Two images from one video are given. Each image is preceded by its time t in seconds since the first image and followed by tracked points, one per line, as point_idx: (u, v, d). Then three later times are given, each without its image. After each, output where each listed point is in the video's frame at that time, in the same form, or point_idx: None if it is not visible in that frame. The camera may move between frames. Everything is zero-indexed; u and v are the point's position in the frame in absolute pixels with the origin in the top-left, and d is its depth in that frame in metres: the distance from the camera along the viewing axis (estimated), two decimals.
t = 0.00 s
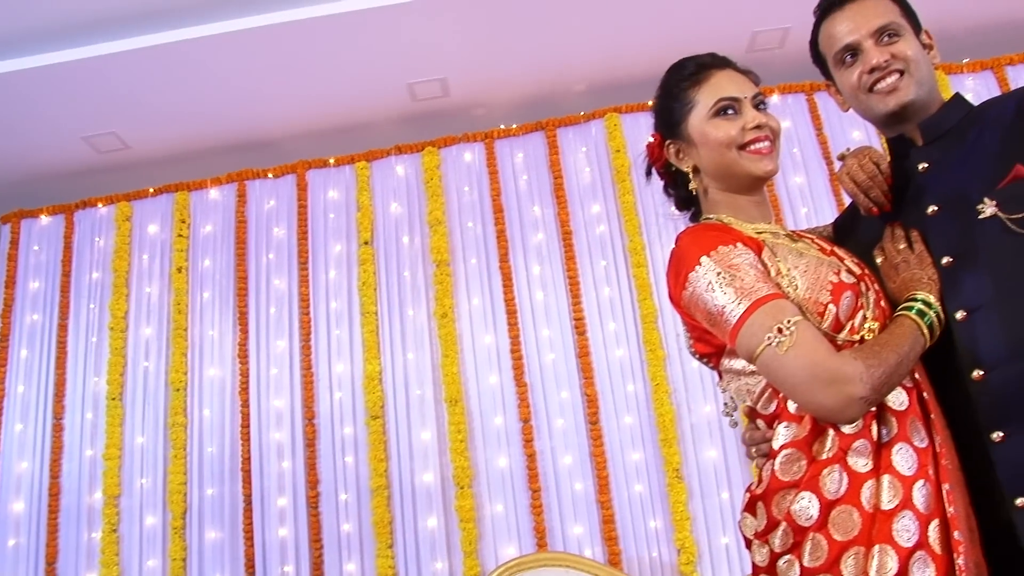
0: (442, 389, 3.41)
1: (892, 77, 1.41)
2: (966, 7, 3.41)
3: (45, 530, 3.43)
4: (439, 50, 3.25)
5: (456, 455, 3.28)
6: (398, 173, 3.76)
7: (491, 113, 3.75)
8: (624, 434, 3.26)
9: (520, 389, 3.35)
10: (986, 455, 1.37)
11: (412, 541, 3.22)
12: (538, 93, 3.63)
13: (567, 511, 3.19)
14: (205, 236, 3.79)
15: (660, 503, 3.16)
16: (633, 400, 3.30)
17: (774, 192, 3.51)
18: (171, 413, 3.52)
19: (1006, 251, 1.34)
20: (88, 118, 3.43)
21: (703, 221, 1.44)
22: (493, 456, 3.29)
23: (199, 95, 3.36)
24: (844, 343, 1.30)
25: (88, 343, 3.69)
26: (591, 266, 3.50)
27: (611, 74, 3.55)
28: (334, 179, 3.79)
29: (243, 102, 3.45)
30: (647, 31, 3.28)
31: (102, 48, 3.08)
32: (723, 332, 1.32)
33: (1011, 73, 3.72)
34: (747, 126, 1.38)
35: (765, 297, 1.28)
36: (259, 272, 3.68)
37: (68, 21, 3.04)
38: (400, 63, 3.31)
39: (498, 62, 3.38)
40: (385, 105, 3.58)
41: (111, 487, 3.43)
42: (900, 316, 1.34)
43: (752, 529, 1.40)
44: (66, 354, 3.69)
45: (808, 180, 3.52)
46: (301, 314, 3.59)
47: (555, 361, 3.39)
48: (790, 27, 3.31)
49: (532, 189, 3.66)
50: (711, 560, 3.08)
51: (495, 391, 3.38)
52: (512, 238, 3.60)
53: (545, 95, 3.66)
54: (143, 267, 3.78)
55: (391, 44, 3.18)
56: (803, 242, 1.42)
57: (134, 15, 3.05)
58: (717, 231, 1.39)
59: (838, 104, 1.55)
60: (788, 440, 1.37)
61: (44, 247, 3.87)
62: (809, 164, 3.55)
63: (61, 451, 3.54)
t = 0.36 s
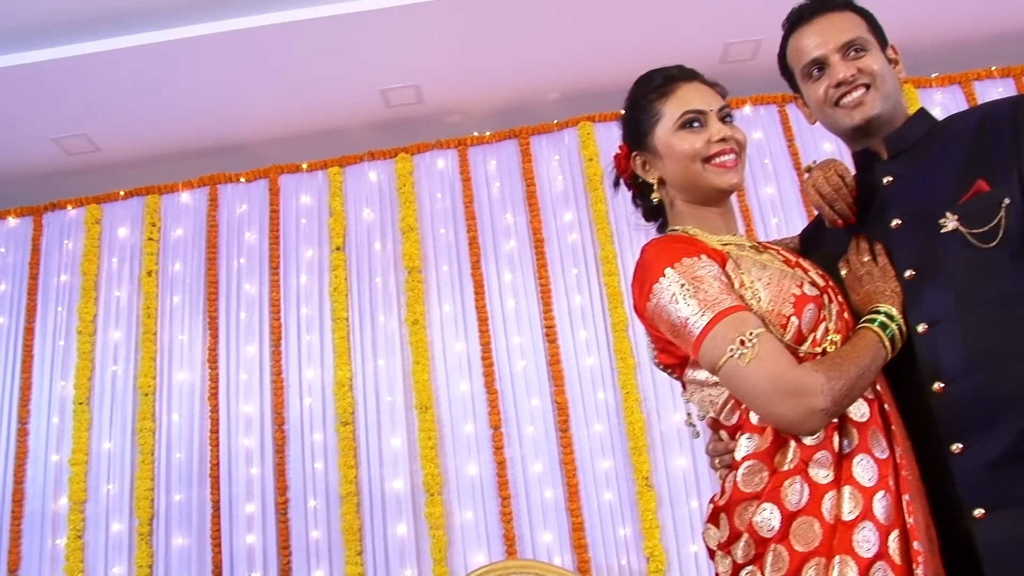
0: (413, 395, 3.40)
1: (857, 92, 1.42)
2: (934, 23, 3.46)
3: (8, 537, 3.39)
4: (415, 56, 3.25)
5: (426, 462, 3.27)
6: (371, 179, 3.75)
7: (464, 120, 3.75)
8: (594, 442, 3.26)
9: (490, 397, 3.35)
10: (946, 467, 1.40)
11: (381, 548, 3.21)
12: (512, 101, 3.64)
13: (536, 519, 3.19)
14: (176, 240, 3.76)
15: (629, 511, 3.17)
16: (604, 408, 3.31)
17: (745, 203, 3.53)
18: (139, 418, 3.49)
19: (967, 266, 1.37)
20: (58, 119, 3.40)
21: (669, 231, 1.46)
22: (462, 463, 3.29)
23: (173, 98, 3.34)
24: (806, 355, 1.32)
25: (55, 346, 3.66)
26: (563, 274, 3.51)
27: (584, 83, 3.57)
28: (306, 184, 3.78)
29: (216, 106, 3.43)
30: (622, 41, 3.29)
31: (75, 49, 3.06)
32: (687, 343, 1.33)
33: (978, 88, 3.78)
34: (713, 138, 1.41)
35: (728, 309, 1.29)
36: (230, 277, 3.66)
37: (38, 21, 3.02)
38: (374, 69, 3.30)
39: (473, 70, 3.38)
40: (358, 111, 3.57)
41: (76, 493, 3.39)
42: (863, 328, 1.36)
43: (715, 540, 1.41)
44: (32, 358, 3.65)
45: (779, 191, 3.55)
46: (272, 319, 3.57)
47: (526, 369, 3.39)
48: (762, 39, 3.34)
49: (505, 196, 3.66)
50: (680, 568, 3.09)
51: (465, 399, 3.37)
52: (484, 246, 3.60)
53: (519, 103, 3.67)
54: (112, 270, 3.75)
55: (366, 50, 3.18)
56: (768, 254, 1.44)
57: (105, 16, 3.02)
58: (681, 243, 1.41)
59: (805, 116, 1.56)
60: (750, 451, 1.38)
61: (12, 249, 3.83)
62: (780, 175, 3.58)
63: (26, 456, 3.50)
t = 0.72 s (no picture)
0: (385, 401, 3.39)
1: (827, 103, 1.43)
2: (906, 37, 3.49)
3: None
4: (392, 61, 3.25)
5: (398, 467, 3.26)
6: (346, 184, 3.74)
7: (440, 126, 3.74)
8: (567, 449, 3.27)
9: (463, 403, 3.35)
10: (910, 479, 1.41)
11: (352, 553, 3.20)
12: (488, 107, 3.64)
13: (508, 525, 3.19)
14: (149, 242, 3.73)
15: (601, 518, 3.17)
16: (576, 415, 3.31)
17: (718, 211, 3.55)
18: (110, 421, 3.46)
19: (933, 279, 1.39)
20: (31, 118, 3.37)
21: (638, 241, 1.50)
22: (435, 468, 3.29)
23: (148, 100, 3.33)
24: (772, 365, 1.35)
25: (24, 348, 3.63)
26: (537, 281, 3.51)
27: (560, 90, 3.57)
28: (281, 188, 3.76)
29: (192, 108, 3.41)
30: (599, 49, 3.31)
31: (49, 48, 3.03)
32: (653, 353, 1.36)
33: (950, 101, 3.82)
34: (682, 151, 1.45)
35: (694, 319, 1.32)
36: (203, 280, 3.64)
37: (10, 20, 2.99)
38: (350, 74, 3.30)
39: (451, 75, 3.39)
40: (334, 114, 3.56)
41: (44, 496, 3.36)
42: (829, 339, 1.39)
43: (682, 550, 1.42)
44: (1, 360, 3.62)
45: (753, 200, 3.57)
46: (245, 323, 3.55)
47: (499, 375, 3.39)
48: (737, 50, 3.37)
49: (480, 203, 3.66)
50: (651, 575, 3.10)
51: (438, 405, 3.37)
52: (459, 252, 3.60)
53: (496, 110, 3.67)
54: (84, 271, 3.72)
55: (344, 55, 3.17)
56: (736, 264, 1.47)
57: (78, 16, 3.00)
58: (650, 253, 1.44)
59: (776, 127, 1.56)
60: (716, 462, 1.39)
61: None
62: (754, 184, 3.59)
63: None
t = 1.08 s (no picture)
0: (355, 405, 3.38)
1: (795, 116, 1.43)
2: (876, 51, 3.53)
3: None
4: (368, 66, 3.25)
5: (367, 472, 3.25)
6: (319, 187, 3.73)
7: (414, 131, 3.74)
8: (536, 455, 3.27)
9: (433, 408, 3.35)
10: (870, 489, 1.43)
11: (320, 558, 3.18)
12: (463, 113, 3.65)
13: (477, 531, 3.19)
14: (119, 243, 3.70)
15: (570, 524, 3.18)
16: (546, 422, 3.32)
17: (690, 219, 3.57)
18: (76, 423, 3.42)
19: (895, 291, 1.41)
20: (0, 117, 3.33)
21: (605, 249, 1.55)
22: (404, 474, 3.28)
23: (122, 100, 3.31)
24: (733, 375, 1.39)
25: None
26: (509, 287, 3.52)
27: (534, 97, 3.59)
28: (253, 191, 3.74)
29: (166, 110, 3.40)
30: (574, 57, 3.32)
31: (18, 46, 3.00)
32: (616, 361, 1.40)
33: (919, 114, 3.86)
34: (648, 163, 1.50)
35: (657, 328, 1.36)
36: (173, 282, 3.62)
37: None
38: (325, 77, 3.29)
39: (426, 81, 3.39)
40: (308, 118, 3.55)
41: (7, 500, 3.32)
42: (792, 349, 1.41)
43: (644, 558, 1.43)
44: None
45: (724, 209, 3.59)
46: (215, 326, 3.53)
47: (469, 381, 3.39)
48: (710, 60, 3.40)
49: (452, 208, 3.66)
50: None
51: (408, 410, 3.36)
52: (430, 257, 3.59)
53: (470, 115, 3.68)
54: (52, 272, 3.68)
55: (319, 58, 3.17)
56: (702, 273, 1.51)
57: (49, 15, 2.98)
58: (616, 262, 1.48)
59: (744, 138, 1.57)
60: (678, 470, 1.41)
61: None
62: (726, 193, 3.62)
63: None
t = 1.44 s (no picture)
0: (323, 407, 3.36)
1: (761, 126, 1.44)
2: (847, 63, 3.57)
3: None
4: (343, 68, 3.24)
5: (334, 475, 3.23)
6: (291, 188, 3.71)
7: (387, 133, 3.74)
8: (504, 460, 3.26)
9: (401, 411, 3.33)
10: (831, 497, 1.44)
11: (286, 561, 3.15)
12: (437, 116, 3.65)
13: (444, 534, 3.18)
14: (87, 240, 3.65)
15: (537, 529, 3.18)
16: (515, 426, 3.31)
17: (661, 226, 3.56)
18: (39, 422, 3.36)
19: (858, 302, 1.42)
20: None
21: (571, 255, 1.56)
22: (371, 477, 3.26)
23: (94, 96, 3.28)
24: (696, 383, 1.41)
25: None
26: (479, 291, 3.52)
27: (508, 102, 3.59)
28: (224, 190, 3.72)
29: (139, 107, 3.37)
30: (548, 63, 3.33)
31: None
32: (579, 366, 1.42)
33: (888, 126, 3.88)
34: (617, 169, 1.51)
35: (621, 335, 1.38)
36: (141, 281, 3.57)
37: None
38: (298, 79, 3.28)
39: (401, 84, 3.39)
40: (281, 119, 3.54)
41: None
42: (755, 358, 1.43)
43: (605, 564, 1.44)
44: None
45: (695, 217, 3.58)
46: (183, 325, 3.49)
47: (438, 385, 3.38)
48: (683, 68, 3.42)
49: (424, 211, 3.66)
50: None
51: (376, 412, 3.34)
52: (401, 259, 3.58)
53: (444, 119, 3.68)
54: (17, 269, 3.62)
55: (294, 59, 3.16)
56: (667, 282, 1.53)
57: (19, 9, 2.95)
58: (581, 268, 1.50)
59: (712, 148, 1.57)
60: (639, 477, 1.43)
61: None
62: (697, 201, 3.61)
63: None
